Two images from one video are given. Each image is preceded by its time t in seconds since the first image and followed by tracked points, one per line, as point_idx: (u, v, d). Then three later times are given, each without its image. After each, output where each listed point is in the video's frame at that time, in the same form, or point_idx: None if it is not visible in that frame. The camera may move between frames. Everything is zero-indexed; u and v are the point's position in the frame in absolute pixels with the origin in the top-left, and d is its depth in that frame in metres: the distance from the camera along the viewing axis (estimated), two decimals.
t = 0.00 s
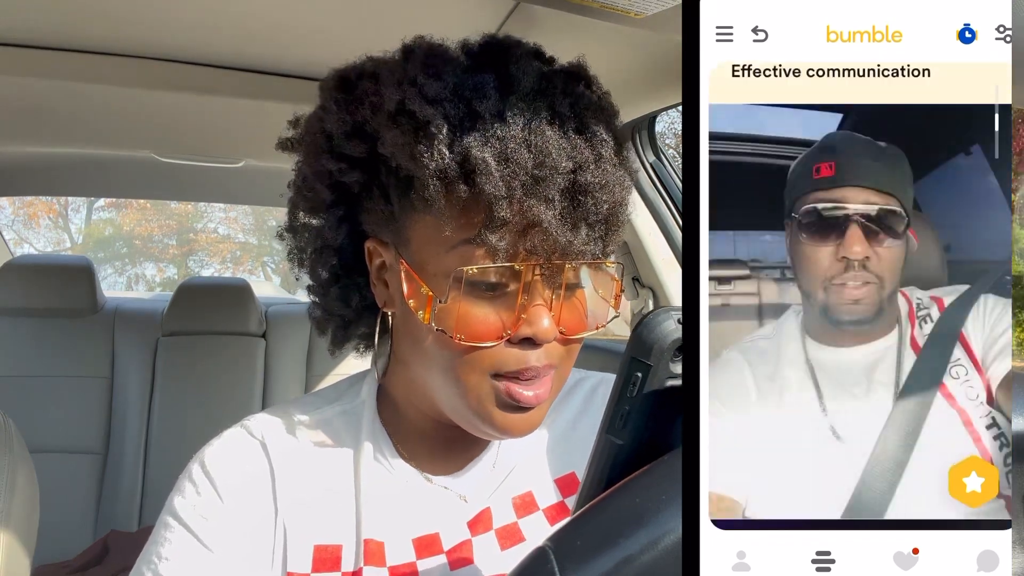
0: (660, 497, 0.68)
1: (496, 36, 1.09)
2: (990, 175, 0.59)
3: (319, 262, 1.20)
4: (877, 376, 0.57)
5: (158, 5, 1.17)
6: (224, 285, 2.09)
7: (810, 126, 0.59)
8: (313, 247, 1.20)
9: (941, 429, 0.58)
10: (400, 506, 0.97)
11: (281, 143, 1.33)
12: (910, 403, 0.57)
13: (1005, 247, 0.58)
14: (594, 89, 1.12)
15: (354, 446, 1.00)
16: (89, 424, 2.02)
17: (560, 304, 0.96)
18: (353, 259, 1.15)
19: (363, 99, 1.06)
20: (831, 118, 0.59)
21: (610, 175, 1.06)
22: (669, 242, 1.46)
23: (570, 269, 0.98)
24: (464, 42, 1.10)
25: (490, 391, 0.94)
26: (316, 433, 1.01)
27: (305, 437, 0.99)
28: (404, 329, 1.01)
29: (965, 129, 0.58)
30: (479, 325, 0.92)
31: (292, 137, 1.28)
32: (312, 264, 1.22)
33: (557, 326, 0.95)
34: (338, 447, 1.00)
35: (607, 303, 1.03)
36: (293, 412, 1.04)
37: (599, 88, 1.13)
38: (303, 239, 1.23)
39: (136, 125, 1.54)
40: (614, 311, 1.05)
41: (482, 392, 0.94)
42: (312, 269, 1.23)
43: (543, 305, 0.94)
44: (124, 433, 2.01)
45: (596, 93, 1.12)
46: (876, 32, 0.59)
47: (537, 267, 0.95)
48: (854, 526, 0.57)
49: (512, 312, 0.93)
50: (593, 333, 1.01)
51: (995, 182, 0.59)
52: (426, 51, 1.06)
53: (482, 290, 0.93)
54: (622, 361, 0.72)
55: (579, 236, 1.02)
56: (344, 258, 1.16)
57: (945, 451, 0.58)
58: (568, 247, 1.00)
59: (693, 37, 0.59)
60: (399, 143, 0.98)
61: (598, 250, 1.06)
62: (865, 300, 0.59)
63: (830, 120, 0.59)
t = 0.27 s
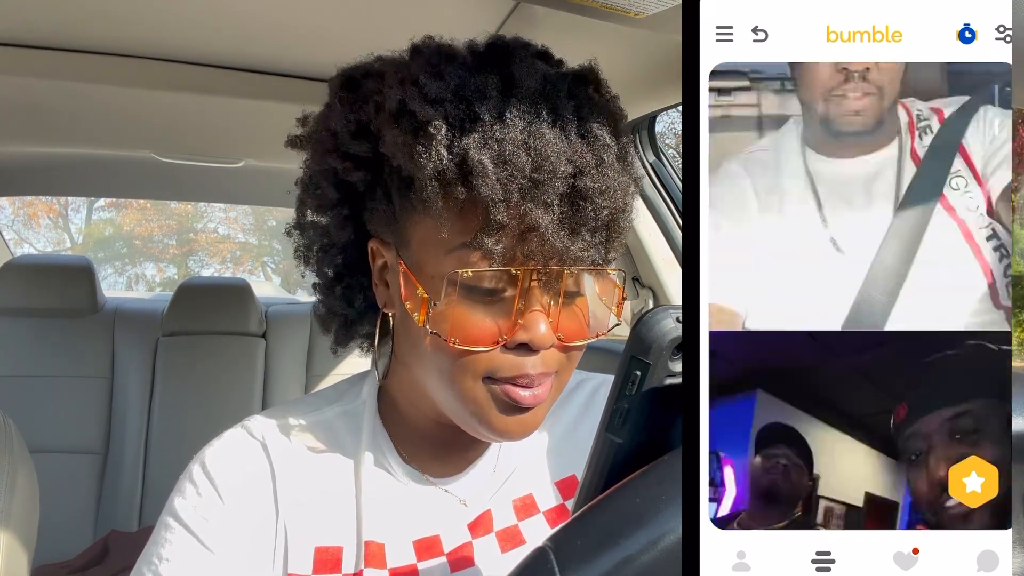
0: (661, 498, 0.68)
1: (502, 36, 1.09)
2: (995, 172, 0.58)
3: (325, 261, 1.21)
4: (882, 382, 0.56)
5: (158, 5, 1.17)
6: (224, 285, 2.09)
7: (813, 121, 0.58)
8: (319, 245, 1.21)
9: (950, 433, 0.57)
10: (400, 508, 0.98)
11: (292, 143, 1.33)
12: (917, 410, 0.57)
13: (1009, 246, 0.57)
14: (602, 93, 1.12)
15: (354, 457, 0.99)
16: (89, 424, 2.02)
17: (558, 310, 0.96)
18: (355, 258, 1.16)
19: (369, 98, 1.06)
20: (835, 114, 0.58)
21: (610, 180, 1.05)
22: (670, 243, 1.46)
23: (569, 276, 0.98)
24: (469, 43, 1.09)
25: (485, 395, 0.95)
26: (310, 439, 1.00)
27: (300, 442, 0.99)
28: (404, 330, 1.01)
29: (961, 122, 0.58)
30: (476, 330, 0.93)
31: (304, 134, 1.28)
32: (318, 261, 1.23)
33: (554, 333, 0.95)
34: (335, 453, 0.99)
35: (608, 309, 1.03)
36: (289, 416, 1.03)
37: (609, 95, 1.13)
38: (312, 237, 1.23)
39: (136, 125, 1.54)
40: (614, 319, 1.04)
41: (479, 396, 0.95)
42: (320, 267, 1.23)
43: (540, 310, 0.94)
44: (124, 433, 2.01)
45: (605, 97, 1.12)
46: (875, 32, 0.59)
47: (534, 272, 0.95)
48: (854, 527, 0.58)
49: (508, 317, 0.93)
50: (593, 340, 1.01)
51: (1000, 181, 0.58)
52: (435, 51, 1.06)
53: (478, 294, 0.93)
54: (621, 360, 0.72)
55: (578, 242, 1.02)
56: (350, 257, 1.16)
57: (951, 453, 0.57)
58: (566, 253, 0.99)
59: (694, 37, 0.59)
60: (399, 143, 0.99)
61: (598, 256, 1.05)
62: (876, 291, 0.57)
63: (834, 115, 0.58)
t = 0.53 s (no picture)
0: (661, 498, 0.68)
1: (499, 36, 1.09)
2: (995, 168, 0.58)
3: (320, 261, 1.21)
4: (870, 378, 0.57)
5: (158, 5, 1.17)
6: (224, 285, 2.10)
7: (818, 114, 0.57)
8: (315, 245, 1.21)
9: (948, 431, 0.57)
10: (400, 507, 0.98)
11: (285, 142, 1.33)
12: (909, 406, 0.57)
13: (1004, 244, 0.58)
14: (597, 90, 1.13)
15: (355, 455, 1.00)
16: (89, 424, 2.02)
17: (558, 306, 0.96)
18: (353, 258, 1.16)
19: (365, 97, 1.06)
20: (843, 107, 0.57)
21: (609, 176, 1.06)
22: (670, 243, 1.46)
23: (568, 271, 0.98)
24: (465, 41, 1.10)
25: (489, 390, 0.94)
26: (309, 437, 1.00)
27: (299, 438, 0.99)
28: (403, 329, 1.01)
29: (960, 119, 0.58)
30: (476, 326, 0.92)
31: (297, 135, 1.29)
32: (315, 261, 1.23)
33: (555, 328, 0.95)
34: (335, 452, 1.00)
35: (607, 305, 1.05)
36: (288, 415, 1.03)
37: (603, 90, 1.14)
38: (306, 238, 1.24)
39: (136, 125, 1.54)
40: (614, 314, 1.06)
41: (479, 391, 0.94)
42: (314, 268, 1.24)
43: (540, 306, 0.94)
44: (124, 433, 2.01)
45: (600, 95, 1.13)
46: (876, 32, 0.59)
47: (534, 267, 0.95)
48: (854, 527, 0.58)
49: (508, 313, 0.93)
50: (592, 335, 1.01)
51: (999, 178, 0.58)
52: (427, 51, 1.06)
53: (479, 292, 0.93)
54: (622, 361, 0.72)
55: (577, 237, 1.02)
56: (346, 258, 1.17)
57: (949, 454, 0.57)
58: (566, 248, 0.99)
59: (694, 37, 0.59)
60: (398, 141, 0.99)
61: (595, 251, 1.06)
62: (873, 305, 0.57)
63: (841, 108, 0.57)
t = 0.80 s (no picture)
0: (660, 498, 0.68)
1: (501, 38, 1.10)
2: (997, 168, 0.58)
3: (316, 259, 1.22)
4: (868, 359, 0.57)
5: (158, 5, 1.17)
6: (224, 285, 2.10)
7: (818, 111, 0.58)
8: (312, 244, 1.21)
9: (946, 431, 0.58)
10: (400, 507, 0.98)
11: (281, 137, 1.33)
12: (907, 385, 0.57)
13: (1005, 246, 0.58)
14: (599, 95, 1.13)
15: (354, 450, 1.00)
16: (89, 424, 2.02)
17: (562, 312, 0.96)
18: (351, 258, 1.16)
19: (369, 99, 1.06)
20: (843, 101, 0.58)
21: (614, 184, 1.07)
22: (670, 244, 1.46)
23: (573, 276, 0.98)
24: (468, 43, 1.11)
25: (492, 398, 0.95)
26: (316, 438, 1.00)
27: (305, 442, 0.99)
28: (404, 331, 1.00)
29: (957, 119, 0.59)
30: (481, 331, 0.92)
31: (293, 133, 1.28)
32: (311, 260, 1.24)
33: (557, 333, 0.96)
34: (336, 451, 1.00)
35: (607, 309, 1.03)
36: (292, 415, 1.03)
37: (606, 95, 1.14)
38: (302, 236, 1.24)
39: (136, 125, 1.54)
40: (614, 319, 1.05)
41: (482, 396, 0.95)
42: (310, 266, 1.25)
43: (545, 312, 0.94)
44: (124, 433, 2.01)
45: (602, 99, 1.13)
46: (875, 33, 0.59)
47: (541, 273, 0.95)
48: (854, 526, 0.58)
49: (514, 318, 0.93)
50: (592, 340, 1.01)
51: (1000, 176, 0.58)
52: (432, 52, 1.06)
53: (484, 296, 0.93)
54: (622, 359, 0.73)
55: (584, 244, 1.02)
56: (343, 256, 1.17)
57: (947, 454, 0.57)
58: (574, 256, 0.99)
59: (693, 38, 0.59)
60: (404, 146, 0.98)
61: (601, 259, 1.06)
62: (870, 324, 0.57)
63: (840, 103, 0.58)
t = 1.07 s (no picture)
0: (660, 498, 0.68)
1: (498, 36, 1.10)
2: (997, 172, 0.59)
3: (318, 259, 1.21)
4: (868, 386, 0.57)
5: (157, 5, 1.17)
6: (224, 285, 2.10)
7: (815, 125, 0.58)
8: (312, 243, 1.21)
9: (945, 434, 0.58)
10: (400, 506, 0.98)
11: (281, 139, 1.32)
12: (906, 413, 0.57)
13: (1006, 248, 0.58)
14: (597, 91, 1.13)
15: (354, 452, 1.00)
16: (89, 424, 2.02)
17: (558, 308, 0.96)
18: (351, 257, 1.17)
19: (366, 97, 1.06)
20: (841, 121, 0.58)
21: (611, 180, 1.06)
22: (669, 244, 1.46)
23: (568, 273, 0.98)
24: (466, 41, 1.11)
25: (486, 395, 0.93)
26: (311, 436, 1.00)
27: (301, 439, 0.99)
28: (403, 330, 1.00)
29: (959, 123, 0.59)
30: (476, 327, 0.92)
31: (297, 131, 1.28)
32: (312, 259, 1.23)
33: (554, 330, 0.95)
34: (335, 451, 1.00)
35: (605, 306, 1.04)
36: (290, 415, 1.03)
37: (603, 93, 1.14)
38: (303, 236, 1.24)
39: (135, 125, 1.54)
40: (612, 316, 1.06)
41: (478, 393, 0.94)
42: (313, 265, 1.24)
43: (540, 308, 0.94)
44: (124, 433, 2.01)
45: (601, 97, 1.13)
46: (876, 32, 0.59)
47: (536, 270, 0.95)
48: (855, 527, 0.57)
49: (508, 314, 0.93)
50: (591, 337, 1.01)
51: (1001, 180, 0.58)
52: (430, 51, 1.06)
53: (479, 292, 0.93)
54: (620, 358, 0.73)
55: (579, 240, 1.02)
56: (344, 256, 1.17)
57: (946, 455, 0.58)
58: (568, 252, 1.00)
59: (694, 37, 0.58)
60: (399, 143, 0.98)
61: (596, 254, 1.06)
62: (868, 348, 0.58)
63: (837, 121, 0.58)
